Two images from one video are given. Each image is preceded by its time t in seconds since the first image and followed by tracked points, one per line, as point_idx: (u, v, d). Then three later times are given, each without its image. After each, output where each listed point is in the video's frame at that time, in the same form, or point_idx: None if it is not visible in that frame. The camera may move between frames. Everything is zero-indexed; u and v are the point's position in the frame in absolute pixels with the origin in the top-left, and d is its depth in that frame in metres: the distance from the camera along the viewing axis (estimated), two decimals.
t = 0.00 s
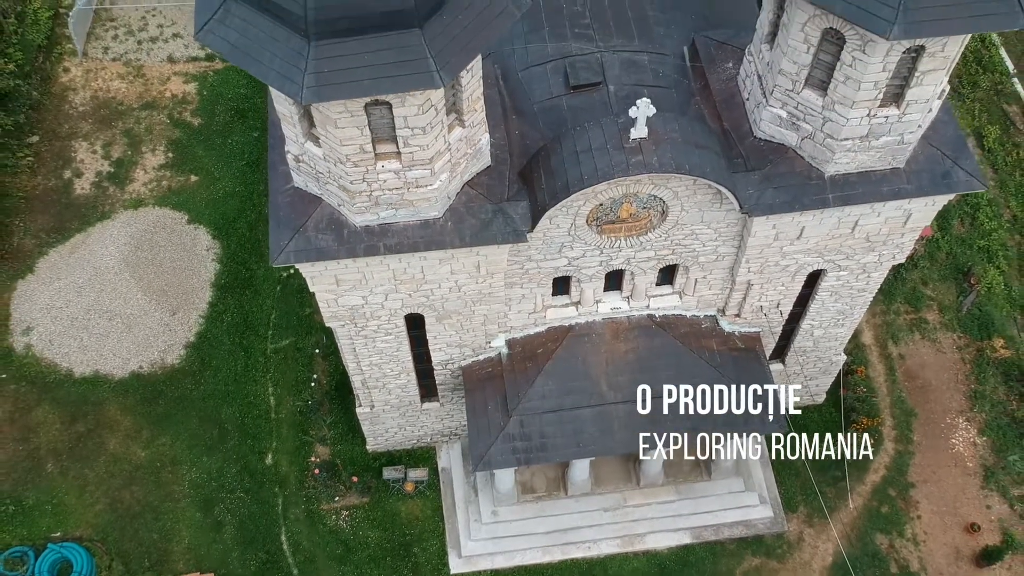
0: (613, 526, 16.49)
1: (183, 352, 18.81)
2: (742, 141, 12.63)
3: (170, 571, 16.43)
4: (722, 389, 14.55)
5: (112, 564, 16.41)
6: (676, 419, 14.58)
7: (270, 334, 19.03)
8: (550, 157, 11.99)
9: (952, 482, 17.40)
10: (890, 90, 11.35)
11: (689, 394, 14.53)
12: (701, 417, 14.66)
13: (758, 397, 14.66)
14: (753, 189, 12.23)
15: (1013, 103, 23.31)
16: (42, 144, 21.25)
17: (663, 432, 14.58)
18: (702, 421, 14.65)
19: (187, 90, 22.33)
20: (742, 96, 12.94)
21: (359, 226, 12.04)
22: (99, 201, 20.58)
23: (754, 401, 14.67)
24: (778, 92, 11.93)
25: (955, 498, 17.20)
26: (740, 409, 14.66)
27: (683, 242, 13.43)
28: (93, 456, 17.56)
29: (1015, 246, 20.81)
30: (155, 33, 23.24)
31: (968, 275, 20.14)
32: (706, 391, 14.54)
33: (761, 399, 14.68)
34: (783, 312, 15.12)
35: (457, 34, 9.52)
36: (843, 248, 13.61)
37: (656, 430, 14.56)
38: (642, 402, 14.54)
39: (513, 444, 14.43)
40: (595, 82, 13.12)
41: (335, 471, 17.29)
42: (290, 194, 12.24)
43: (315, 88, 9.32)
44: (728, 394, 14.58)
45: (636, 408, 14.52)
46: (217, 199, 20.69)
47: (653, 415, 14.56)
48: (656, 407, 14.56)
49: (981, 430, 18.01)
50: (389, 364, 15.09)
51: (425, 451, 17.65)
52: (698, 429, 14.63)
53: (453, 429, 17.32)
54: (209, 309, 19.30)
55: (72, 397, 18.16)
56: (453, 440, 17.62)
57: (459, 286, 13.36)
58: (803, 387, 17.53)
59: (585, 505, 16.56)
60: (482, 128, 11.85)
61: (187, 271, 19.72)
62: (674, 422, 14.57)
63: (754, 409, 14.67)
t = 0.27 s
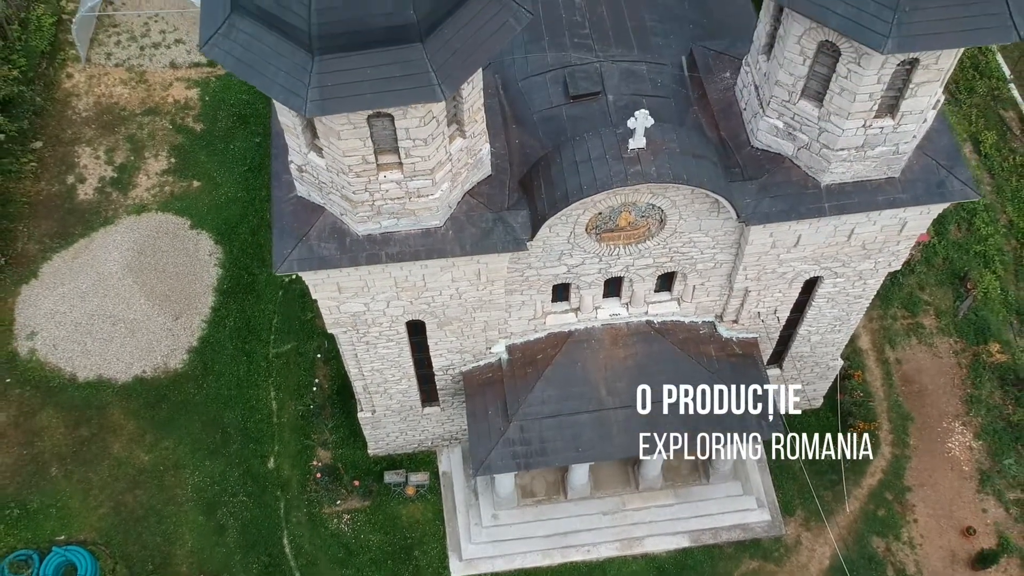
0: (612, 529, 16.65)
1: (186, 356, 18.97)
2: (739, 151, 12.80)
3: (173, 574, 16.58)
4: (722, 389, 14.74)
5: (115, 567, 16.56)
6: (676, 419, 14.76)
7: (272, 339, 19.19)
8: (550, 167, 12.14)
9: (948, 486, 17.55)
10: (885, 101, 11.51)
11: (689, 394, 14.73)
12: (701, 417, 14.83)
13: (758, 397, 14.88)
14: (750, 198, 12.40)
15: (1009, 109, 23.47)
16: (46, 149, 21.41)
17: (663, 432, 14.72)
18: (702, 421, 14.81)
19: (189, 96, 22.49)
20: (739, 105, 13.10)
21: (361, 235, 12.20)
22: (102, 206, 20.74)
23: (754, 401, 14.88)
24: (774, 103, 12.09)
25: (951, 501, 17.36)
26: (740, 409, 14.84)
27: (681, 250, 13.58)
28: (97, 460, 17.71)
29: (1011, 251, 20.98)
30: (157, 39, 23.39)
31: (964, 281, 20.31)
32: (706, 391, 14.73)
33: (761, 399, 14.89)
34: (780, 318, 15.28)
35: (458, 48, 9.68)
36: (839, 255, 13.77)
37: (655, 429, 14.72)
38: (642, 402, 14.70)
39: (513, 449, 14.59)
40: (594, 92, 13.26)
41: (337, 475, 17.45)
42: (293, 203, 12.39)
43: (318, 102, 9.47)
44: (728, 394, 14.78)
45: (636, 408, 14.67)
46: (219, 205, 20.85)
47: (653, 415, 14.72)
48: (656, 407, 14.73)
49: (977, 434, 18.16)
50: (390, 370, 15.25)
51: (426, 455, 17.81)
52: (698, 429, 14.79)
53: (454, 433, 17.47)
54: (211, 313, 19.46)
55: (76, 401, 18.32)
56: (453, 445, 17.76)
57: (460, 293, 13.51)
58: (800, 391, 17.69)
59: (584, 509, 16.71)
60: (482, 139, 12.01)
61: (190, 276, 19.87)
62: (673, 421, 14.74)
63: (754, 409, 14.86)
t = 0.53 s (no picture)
0: (611, 532, 16.80)
1: (189, 360, 19.13)
2: (737, 160, 12.96)
3: None
4: (722, 389, 14.91)
5: (119, 570, 16.71)
6: (675, 419, 14.90)
7: (275, 343, 19.35)
8: (549, 176, 12.30)
9: (944, 489, 17.71)
10: (881, 112, 11.67)
11: (689, 394, 14.90)
12: (701, 417, 14.98)
13: (758, 398, 15.03)
14: (747, 207, 12.57)
15: (1006, 114, 23.64)
16: (50, 155, 21.56)
17: (662, 432, 14.85)
18: (702, 421, 14.94)
19: (191, 101, 22.66)
20: (737, 115, 13.27)
21: (363, 243, 12.36)
22: (106, 212, 20.90)
23: (754, 401, 15.01)
24: (771, 113, 12.25)
25: (947, 505, 17.52)
26: (740, 409, 14.94)
27: (679, 257, 13.74)
28: (101, 464, 17.87)
29: (1007, 256, 21.16)
30: (160, 45, 23.56)
31: (961, 285, 20.48)
32: (706, 391, 14.90)
33: (761, 399, 15.02)
34: (778, 324, 15.44)
35: (460, 62, 9.84)
36: (835, 262, 13.93)
37: (655, 429, 14.87)
38: (642, 402, 14.85)
39: (513, 453, 14.74)
40: (593, 101, 13.42)
41: (339, 479, 17.60)
42: (296, 212, 12.56)
43: (322, 115, 9.61)
44: (728, 394, 14.95)
45: (636, 409, 14.81)
46: (222, 210, 21.01)
47: (653, 415, 14.87)
48: (656, 406, 14.86)
49: (973, 438, 18.33)
50: (392, 375, 15.41)
51: (427, 458, 17.98)
52: (698, 429, 14.92)
53: (455, 437, 17.62)
54: (214, 318, 19.62)
55: (80, 405, 18.48)
56: (454, 448, 17.92)
57: (461, 300, 13.67)
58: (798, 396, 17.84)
59: (584, 513, 16.87)
60: (483, 148, 12.17)
61: (193, 281, 20.03)
62: (673, 421, 14.87)
63: (754, 409, 14.98)
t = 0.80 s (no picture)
0: (611, 535, 16.96)
1: (192, 364, 19.29)
2: (734, 168, 13.13)
3: None
4: (721, 389, 15.14)
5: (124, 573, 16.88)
6: (675, 419, 15.07)
7: (277, 347, 19.51)
8: (549, 185, 12.47)
9: (941, 492, 17.88)
10: (876, 122, 11.83)
11: (689, 394, 15.10)
12: (701, 417, 15.13)
13: (758, 398, 15.27)
14: (744, 215, 12.73)
15: (1003, 119, 23.81)
16: (53, 160, 21.72)
17: (662, 432, 15.03)
18: (702, 421, 15.10)
19: (194, 107, 22.82)
20: (734, 124, 13.44)
21: (366, 251, 12.53)
22: (109, 217, 21.06)
23: (754, 401, 15.25)
24: (768, 123, 12.42)
25: (943, 508, 17.69)
26: (740, 409, 15.17)
27: (678, 264, 13.90)
28: (105, 467, 18.04)
29: (1003, 260, 21.33)
30: (163, 50, 23.73)
31: (957, 290, 20.65)
32: (706, 391, 15.11)
33: (761, 399, 15.27)
34: (775, 329, 15.61)
35: (461, 75, 10.00)
36: (832, 269, 14.10)
37: (655, 429, 15.04)
38: (642, 402, 15.07)
39: (513, 458, 14.91)
40: (593, 110, 13.58)
41: (341, 482, 17.76)
42: (299, 220, 12.73)
43: (326, 127, 9.78)
44: (726, 396, 15.16)
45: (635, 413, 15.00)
46: (224, 215, 21.17)
47: (652, 416, 15.06)
48: (656, 406, 15.07)
49: (969, 442, 18.50)
50: (394, 380, 15.58)
51: (428, 462, 18.14)
52: (698, 428, 15.08)
53: (456, 441, 17.77)
54: (217, 322, 19.78)
55: (84, 409, 18.65)
56: (455, 452, 18.06)
57: (462, 306, 13.84)
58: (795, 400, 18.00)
59: (583, 516, 17.03)
60: (484, 157, 12.34)
61: (196, 286, 20.19)
62: (672, 421, 15.05)
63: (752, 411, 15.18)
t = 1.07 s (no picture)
0: (610, 538, 17.13)
1: (195, 369, 19.47)
2: (732, 177, 13.32)
3: None
4: (720, 391, 15.34)
5: None
6: (674, 419, 15.24)
7: (279, 352, 19.69)
8: (549, 194, 12.64)
9: (937, 496, 18.06)
10: (871, 133, 12.00)
11: (688, 397, 15.27)
12: (701, 416, 15.30)
13: (756, 400, 15.46)
14: (742, 224, 12.92)
15: (1000, 124, 23.99)
16: (57, 165, 21.89)
17: (662, 432, 15.18)
18: (702, 421, 15.27)
19: (197, 112, 23.00)
20: (732, 133, 13.62)
21: (368, 259, 12.72)
22: (113, 222, 21.24)
23: (754, 401, 15.44)
24: (765, 133, 12.59)
25: (939, 511, 17.87)
26: (739, 412, 15.34)
27: (676, 271, 14.08)
28: (109, 471, 18.21)
29: (999, 265, 21.51)
30: (165, 56, 23.91)
31: (954, 295, 20.83)
32: (706, 391, 15.30)
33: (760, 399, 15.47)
34: (773, 335, 15.79)
35: (463, 88, 10.17)
36: (828, 276, 14.27)
37: (655, 429, 15.20)
38: (641, 404, 15.26)
39: (514, 463, 15.07)
40: (592, 119, 13.75)
41: (343, 486, 17.92)
42: (302, 229, 12.91)
43: (330, 140, 9.94)
44: (725, 398, 15.35)
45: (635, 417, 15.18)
46: (227, 220, 21.34)
47: (652, 415, 15.25)
48: (656, 406, 15.25)
49: (965, 446, 18.68)
50: (395, 385, 15.76)
51: (429, 465, 18.31)
52: (698, 428, 15.23)
53: (456, 445, 17.94)
54: (220, 327, 19.95)
55: (88, 414, 18.82)
56: (456, 455, 18.23)
57: (463, 313, 14.02)
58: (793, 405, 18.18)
59: (583, 519, 17.21)
60: (485, 167, 12.52)
61: (199, 291, 20.37)
62: (672, 420, 15.22)
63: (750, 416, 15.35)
